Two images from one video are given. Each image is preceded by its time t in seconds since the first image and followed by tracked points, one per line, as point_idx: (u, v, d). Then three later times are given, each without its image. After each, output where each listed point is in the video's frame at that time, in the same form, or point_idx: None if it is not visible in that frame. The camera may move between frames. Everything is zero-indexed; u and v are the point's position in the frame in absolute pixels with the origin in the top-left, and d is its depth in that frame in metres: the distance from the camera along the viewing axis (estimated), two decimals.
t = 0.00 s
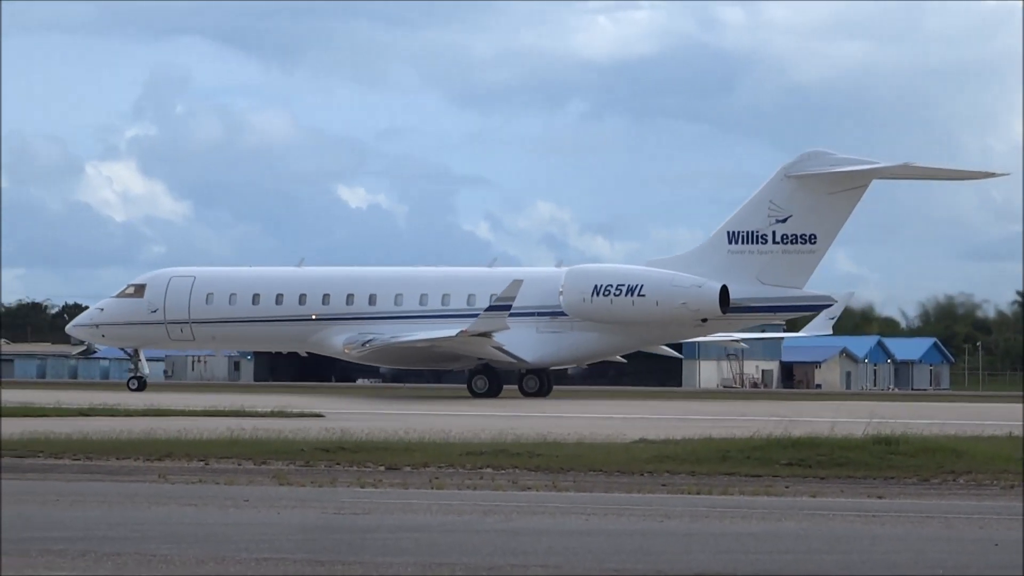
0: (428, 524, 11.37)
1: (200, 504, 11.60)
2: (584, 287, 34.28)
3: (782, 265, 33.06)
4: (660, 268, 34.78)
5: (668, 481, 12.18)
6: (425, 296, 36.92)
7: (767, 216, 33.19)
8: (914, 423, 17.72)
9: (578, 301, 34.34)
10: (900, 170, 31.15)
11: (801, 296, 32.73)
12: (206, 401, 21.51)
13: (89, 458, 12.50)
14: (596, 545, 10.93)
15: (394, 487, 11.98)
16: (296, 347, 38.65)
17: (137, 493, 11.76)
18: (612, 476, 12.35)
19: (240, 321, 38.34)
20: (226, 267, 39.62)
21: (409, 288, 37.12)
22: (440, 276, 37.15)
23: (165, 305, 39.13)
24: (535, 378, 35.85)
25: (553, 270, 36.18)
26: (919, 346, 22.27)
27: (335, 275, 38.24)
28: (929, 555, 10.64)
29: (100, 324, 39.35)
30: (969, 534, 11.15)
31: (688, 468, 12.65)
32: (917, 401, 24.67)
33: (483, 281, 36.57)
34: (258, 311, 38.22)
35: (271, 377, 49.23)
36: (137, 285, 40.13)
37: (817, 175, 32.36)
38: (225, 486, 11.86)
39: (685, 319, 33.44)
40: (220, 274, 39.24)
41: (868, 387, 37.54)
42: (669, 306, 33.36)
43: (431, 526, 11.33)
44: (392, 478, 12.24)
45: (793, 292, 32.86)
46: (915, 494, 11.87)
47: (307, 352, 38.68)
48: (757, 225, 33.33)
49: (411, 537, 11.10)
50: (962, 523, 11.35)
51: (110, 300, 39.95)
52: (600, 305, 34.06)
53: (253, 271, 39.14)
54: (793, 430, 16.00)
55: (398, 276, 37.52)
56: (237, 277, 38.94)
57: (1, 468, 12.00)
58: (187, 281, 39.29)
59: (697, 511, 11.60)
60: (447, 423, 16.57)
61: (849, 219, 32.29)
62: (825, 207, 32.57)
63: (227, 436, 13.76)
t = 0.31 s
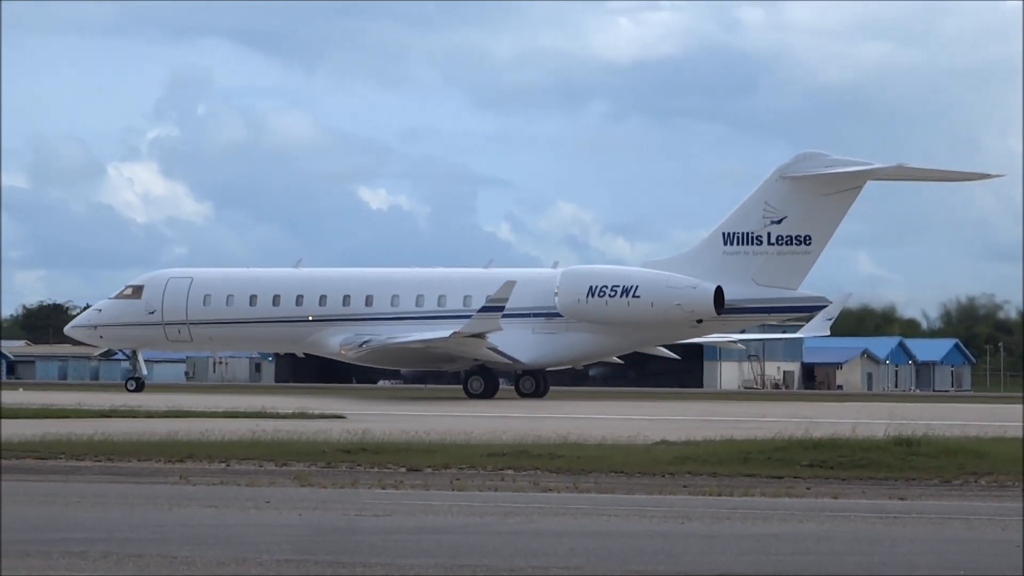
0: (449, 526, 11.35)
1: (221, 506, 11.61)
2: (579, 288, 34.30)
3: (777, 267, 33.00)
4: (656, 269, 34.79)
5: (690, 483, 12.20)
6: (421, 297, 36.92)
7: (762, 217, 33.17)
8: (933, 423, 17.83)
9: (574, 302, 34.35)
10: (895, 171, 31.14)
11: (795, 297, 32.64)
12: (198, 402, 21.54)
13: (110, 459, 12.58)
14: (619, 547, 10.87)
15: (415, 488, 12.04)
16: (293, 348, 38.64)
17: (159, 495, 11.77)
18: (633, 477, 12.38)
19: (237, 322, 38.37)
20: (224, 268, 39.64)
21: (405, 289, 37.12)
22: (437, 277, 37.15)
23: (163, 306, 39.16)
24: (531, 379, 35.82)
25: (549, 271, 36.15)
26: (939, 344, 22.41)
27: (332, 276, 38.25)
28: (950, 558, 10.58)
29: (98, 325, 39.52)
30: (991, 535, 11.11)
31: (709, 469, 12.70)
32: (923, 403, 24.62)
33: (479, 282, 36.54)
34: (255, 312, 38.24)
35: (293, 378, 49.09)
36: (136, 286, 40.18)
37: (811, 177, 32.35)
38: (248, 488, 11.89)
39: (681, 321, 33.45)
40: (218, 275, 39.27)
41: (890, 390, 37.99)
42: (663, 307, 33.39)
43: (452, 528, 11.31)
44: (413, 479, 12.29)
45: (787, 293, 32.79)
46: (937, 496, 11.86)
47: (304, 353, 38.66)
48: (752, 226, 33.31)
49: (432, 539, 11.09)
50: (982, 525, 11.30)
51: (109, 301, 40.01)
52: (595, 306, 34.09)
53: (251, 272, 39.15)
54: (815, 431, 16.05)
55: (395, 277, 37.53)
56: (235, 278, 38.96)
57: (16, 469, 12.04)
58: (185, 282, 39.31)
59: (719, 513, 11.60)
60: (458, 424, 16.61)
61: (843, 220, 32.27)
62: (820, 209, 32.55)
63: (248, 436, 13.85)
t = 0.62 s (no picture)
0: (468, 527, 11.34)
1: (240, 507, 11.62)
2: (573, 289, 34.26)
3: (771, 267, 33.01)
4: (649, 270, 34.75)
5: (708, 484, 12.22)
6: (416, 298, 36.91)
7: (755, 218, 33.16)
8: (951, 424, 17.95)
9: (568, 303, 34.32)
10: (888, 172, 31.16)
11: (790, 297, 32.67)
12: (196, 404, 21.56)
13: (128, 461, 12.62)
14: (635, 548, 10.83)
15: (435, 489, 12.07)
16: (289, 349, 38.62)
17: (177, 496, 11.78)
18: (652, 478, 12.42)
19: (233, 323, 38.35)
20: (221, 269, 39.63)
21: (401, 290, 37.11)
22: (432, 278, 37.15)
23: (160, 307, 39.15)
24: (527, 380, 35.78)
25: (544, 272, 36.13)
26: (961, 343, 22.55)
27: (327, 277, 38.24)
28: (971, 557, 10.54)
29: (95, 327, 39.52)
30: (1010, 535, 11.08)
31: (728, 471, 12.74)
32: (929, 403, 24.59)
33: (474, 283, 36.54)
34: (251, 313, 38.23)
35: (311, 379, 48.51)
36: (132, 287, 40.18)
37: (805, 178, 32.39)
38: (267, 489, 11.90)
39: (675, 322, 33.41)
40: (214, 277, 39.26)
41: (911, 391, 38.39)
42: (657, 308, 33.36)
43: (471, 528, 11.30)
44: (432, 481, 12.31)
45: (781, 293, 32.81)
46: (956, 497, 11.87)
47: (300, 354, 38.63)
48: (745, 227, 33.30)
49: (450, 539, 11.08)
50: (1002, 525, 11.28)
51: (105, 302, 40.01)
52: (589, 307, 34.05)
53: (247, 273, 39.14)
54: (834, 432, 16.08)
55: (390, 278, 37.52)
56: (231, 279, 38.95)
57: (30, 472, 12.07)
58: (181, 284, 39.29)
59: (738, 513, 11.60)
60: (467, 426, 16.64)
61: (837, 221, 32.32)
62: (813, 210, 32.59)
63: (269, 437, 13.92)
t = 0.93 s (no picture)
0: (487, 529, 11.32)
1: (260, 509, 11.63)
2: (567, 291, 34.27)
3: (765, 269, 32.96)
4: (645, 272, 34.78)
5: (728, 486, 12.23)
6: (412, 300, 36.91)
7: (750, 220, 33.15)
8: (966, 426, 17.97)
9: (563, 305, 34.31)
10: (882, 173, 31.13)
11: (785, 299, 32.64)
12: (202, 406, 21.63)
13: (147, 462, 12.68)
14: (653, 551, 10.79)
15: (454, 491, 12.10)
16: (285, 351, 38.62)
17: (196, 498, 11.80)
18: (671, 480, 12.44)
19: (230, 324, 38.36)
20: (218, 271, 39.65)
21: (397, 292, 37.11)
22: (429, 280, 37.15)
23: (157, 309, 39.16)
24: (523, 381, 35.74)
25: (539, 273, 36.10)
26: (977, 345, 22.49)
27: (324, 278, 38.24)
28: (990, 560, 10.50)
29: (92, 328, 39.54)
30: None
31: (747, 473, 12.75)
32: (935, 404, 24.53)
33: (470, 284, 36.53)
34: (248, 315, 38.24)
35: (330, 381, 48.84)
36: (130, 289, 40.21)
37: (800, 179, 32.35)
38: (286, 491, 11.93)
39: (669, 324, 33.44)
40: (211, 278, 39.28)
41: (929, 393, 38.62)
42: (651, 309, 33.38)
43: (491, 530, 11.28)
44: (450, 483, 12.34)
45: (775, 295, 32.76)
46: (975, 499, 11.87)
47: (296, 355, 38.63)
48: (740, 229, 33.30)
49: (470, 541, 11.06)
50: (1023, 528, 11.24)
51: (102, 304, 40.05)
52: (584, 309, 34.04)
53: (244, 275, 39.15)
54: (855, 435, 16.07)
55: (387, 280, 37.53)
56: (228, 281, 38.96)
57: (47, 474, 12.10)
58: (178, 285, 39.30)
59: (757, 516, 11.59)
60: (478, 428, 16.68)
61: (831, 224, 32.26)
62: (808, 212, 32.53)
63: (286, 439, 13.97)
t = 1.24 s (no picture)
0: (510, 529, 11.32)
1: (281, 509, 11.65)
2: (561, 291, 34.24)
3: (759, 270, 32.93)
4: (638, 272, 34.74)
5: (750, 486, 12.27)
6: (407, 300, 36.95)
7: (743, 220, 33.11)
8: (981, 427, 17.98)
9: (557, 305, 34.29)
10: (875, 175, 31.15)
11: (777, 300, 32.67)
12: (212, 407, 21.72)
13: (168, 462, 12.77)
14: (678, 551, 10.76)
15: (474, 491, 12.14)
16: (281, 351, 38.64)
17: (219, 497, 11.83)
18: (693, 481, 12.46)
19: (226, 324, 38.39)
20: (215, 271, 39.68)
21: (392, 292, 37.14)
22: (424, 280, 37.19)
23: (154, 308, 39.18)
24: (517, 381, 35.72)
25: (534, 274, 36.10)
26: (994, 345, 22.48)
27: (320, 279, 38.27)
28: (1011, 561, 10.45)
29: (89, 328, 39.57)
30: None
31: (769, 474, 12.75)
32: (945, 404, 24.47)
33: (465, 285, 36.55)
34: (244, 315, 38.27)
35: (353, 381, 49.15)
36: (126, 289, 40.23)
37: (793, 180, 32.36)
38: (308, 490, 11.96)
39: (663, 324, 33.42)
40: (208, 278, 39.30)
41: (950, 394, 38.63)
42: (645, 310, 33.33)
43: (513, 531, 11.27)
44: (472, 483, 12.37)
45: (768, 296, 32.79)
46: (997, 500, 11.86)
47: (292, 355, 38.66)
48: (733, 229, 33.23)
49: (493, 540, 11.06)
50: None
51: (99, 304, 40.10)
52: (578, 309, 34.03)
53: (241, 275, 39.19)
54: (879, 434, 16.03)
55: (382, 280, 37.55)
56: (224, 281, 38.99)
57: (70, 473, 12.16)
58: (175, 285, 39.33)
59: (780, 516, 11.59)
60: (490, 428, 16.72)
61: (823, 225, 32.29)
62: (800, 213, 32.54)
63: (308, 439, 14.07)
